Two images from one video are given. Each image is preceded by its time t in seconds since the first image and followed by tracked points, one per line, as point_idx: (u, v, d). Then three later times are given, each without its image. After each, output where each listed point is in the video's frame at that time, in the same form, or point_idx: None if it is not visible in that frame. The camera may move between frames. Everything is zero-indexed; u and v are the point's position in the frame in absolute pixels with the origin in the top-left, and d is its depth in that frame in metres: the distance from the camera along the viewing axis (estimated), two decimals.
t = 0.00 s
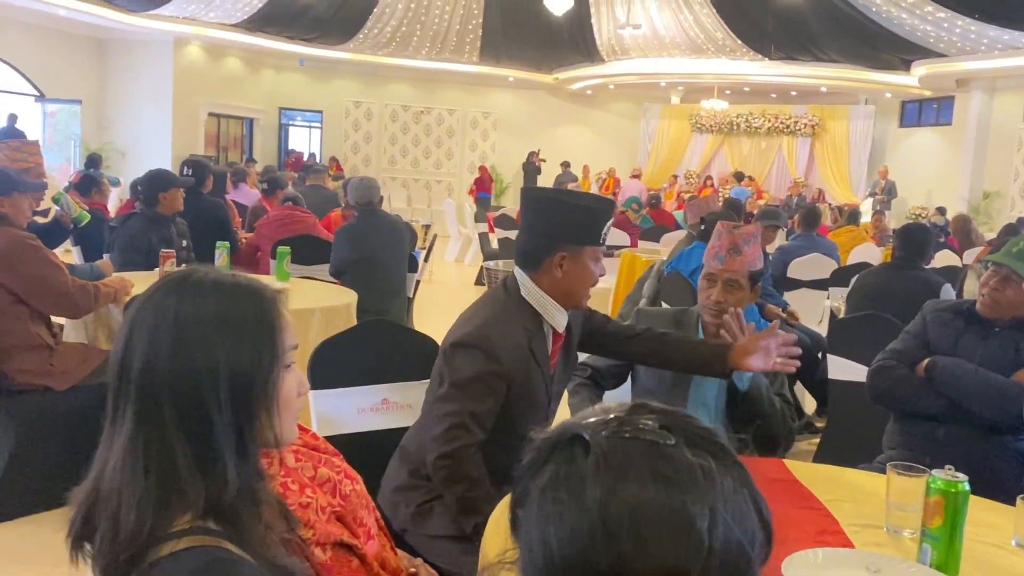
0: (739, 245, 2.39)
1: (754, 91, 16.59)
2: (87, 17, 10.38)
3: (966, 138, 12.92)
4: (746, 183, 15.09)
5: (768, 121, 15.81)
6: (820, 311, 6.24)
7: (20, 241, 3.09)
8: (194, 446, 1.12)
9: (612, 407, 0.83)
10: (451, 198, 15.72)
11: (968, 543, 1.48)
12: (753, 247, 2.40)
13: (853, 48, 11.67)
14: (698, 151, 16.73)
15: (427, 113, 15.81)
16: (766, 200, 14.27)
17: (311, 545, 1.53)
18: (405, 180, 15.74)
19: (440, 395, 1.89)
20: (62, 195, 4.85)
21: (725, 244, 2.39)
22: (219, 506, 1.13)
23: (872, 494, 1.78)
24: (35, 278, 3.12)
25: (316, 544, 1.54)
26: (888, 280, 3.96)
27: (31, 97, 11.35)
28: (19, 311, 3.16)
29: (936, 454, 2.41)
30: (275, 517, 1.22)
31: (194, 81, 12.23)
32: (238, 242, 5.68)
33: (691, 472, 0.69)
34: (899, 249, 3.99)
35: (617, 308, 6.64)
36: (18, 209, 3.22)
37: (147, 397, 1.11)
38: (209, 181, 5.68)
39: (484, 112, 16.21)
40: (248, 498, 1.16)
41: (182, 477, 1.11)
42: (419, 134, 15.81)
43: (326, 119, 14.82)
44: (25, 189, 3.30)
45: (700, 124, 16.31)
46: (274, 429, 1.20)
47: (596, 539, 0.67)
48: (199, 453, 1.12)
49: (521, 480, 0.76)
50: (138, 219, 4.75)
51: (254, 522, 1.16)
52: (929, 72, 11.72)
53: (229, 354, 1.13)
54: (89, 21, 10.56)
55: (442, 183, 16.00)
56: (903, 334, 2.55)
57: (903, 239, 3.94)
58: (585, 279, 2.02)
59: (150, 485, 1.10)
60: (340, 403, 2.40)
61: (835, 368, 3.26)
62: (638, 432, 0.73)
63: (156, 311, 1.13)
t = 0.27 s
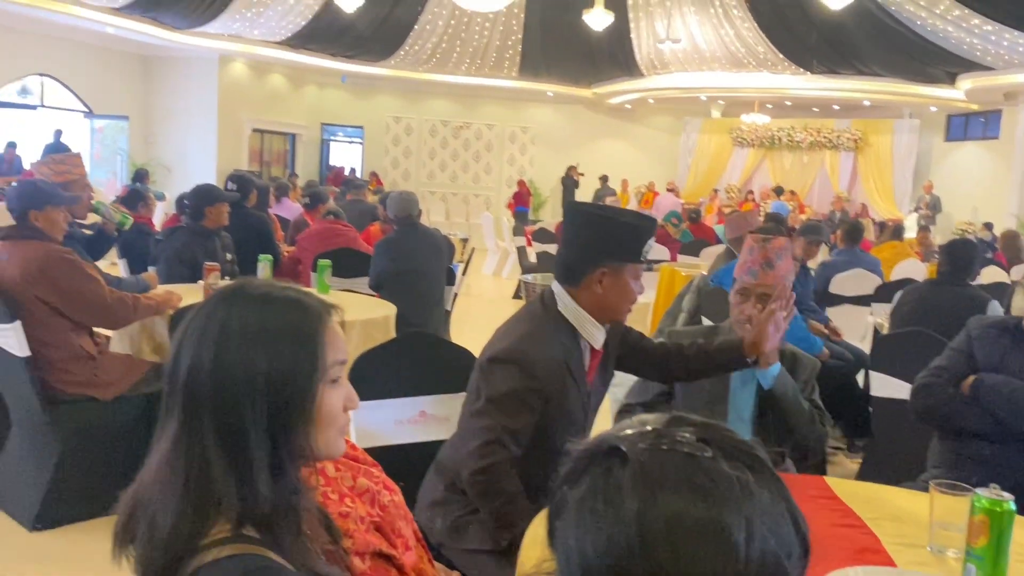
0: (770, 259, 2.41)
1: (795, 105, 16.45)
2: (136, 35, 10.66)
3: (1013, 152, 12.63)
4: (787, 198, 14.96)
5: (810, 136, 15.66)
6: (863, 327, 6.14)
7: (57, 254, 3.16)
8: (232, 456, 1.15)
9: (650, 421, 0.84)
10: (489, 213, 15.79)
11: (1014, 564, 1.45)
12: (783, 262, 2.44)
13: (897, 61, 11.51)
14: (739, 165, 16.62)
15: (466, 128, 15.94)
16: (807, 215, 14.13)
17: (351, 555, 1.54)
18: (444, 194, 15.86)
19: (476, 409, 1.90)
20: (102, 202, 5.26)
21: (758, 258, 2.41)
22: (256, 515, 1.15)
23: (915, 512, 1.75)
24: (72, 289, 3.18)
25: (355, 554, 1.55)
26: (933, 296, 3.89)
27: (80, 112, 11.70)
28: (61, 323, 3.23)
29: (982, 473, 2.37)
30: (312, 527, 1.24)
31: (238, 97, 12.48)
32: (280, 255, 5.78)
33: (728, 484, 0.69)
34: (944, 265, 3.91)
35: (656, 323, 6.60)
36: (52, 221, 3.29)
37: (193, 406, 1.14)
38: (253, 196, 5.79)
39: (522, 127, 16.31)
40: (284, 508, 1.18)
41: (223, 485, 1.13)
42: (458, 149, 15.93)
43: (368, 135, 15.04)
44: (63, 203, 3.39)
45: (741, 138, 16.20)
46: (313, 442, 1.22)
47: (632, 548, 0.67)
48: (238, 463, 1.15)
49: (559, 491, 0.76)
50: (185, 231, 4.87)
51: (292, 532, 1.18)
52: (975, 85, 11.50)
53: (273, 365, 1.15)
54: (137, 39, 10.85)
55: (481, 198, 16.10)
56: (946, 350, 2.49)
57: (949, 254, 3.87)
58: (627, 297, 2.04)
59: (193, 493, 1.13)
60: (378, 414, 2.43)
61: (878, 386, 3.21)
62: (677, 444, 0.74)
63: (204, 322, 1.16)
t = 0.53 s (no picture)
0: (785, 264, 2.38)
1: (818, 110, 16.32)
2: (159, 42, 10.77)
3: None
4: (809, 205, 14.86)
5: (833, 142, 15.51)
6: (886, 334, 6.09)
7: (69, 264, 3.17)
8: (255, 459, 1.15)
9: (675, 424, 0.84)
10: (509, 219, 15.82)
11: None
12: (799, 266, 2.39)
13: (922, 66, 11.38)
14: (760, 172, 16.52)
15: (486, 134, 15.97)
16: (829, 222, 14.02)
17: (372, 557, 1.54)
18: (465, 201, 15.90)
19: (500, 414, 1.90)
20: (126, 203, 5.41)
21: (772, 264, 2.37)
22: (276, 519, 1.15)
23: (938, 520, 1.74)
24: (81, 298, 3.18)
25: (376, 556, 1.55)
26: (958, 303, 3.85)
27: (104, 119, 11.87)
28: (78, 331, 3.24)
29: (1007, 482, 2.36)
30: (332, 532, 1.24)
31: (261, 104, 12.58)
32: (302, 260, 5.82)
33: (751, 487, 0.69)
34: (969, 272, 3.87)
35: (677, 329, 6.58)
36: (65, 227, 3.35)
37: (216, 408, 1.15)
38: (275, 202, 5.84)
39: (543, 133, 16.33)
40: (305, 513, 1.18)
41: (245, 489, 1.14)
42: (479, 155, 15.97)
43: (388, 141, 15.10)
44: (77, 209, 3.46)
45: (763, 144, 16.09)
46: (336, 446, 1.23)
47: (654, 550, 0.67)
48: (260, 466, 1.15)
49: (582, 494, 0.76)
50: (208, 238, 4.91)
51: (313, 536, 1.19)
52: (1001, 91, 11.33)
53: (295, 367, 1.16)
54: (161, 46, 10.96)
55: (501, 204, 16.14)
56: (972, 357, 2.44)
57: (974, 260, 3.83)
58: (656, 309, 2.01)
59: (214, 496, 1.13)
60: (399, 420, 2.44)
61: (902, 394, 3.17)
62: (699, 447, 0.74)
63: (231, 326, 1.17)
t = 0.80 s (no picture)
0: (794, 266, 2.37)
1: (829, 112, 16.25)
2: (169, 44, 10.80)
3: None
4: (820, 207, 14.80)
5: (846, 144, 15.18)
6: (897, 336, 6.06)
7: (74, 270, 3.17)
8: (266, 458, 1.16)
9: (689, 422, 0.83)
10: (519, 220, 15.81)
11: None
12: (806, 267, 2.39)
13: (934, 67, 11.30)
14: (771, 173, 16.46)
15: (496, 136, 15.98)
16: (840, 224, 13.96)
17: (381, 555, 1.54)
18: (474, 202, 15.91)
19: (516, 413, 1.90)
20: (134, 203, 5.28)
21: (781, 267, 2.36)
22: (287, 517, 1.16)
23: (950, 522, 1.73)
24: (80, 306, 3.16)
25: (385, 554, 1.55)
26: (970, 305, 3.82)
27: (114, 121, 11.91)
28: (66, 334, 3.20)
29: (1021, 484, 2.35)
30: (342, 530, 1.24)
31: (271, 106, 12.62)
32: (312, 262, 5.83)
33: (764, 483, 0.69)
34: (981, 274, 3.84)
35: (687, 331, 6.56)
36: (67, 228, 3.38)
37: (227, 405, 1.15)
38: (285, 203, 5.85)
39: (552, 134, 16.33)
40: (316, 511, 1.18)
41: (256, 486, 1.14)
42: (488, 157, 15.98)
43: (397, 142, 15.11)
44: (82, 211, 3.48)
45: (773, 146, 16.05)
46: (347, 444, 1.23)
47: (668, 546, 0.67)
48: (271, 464, 1.16)
49: (594, 490, 0.76)
50: (218, 239, 4.91)
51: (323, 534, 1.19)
52: (1014, 93, 11.25)
53: (306, 365, 1.17)
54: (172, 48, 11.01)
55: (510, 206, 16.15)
56: (983, 358, 2.43)
57: (986, 262, 3.81)
58: (676, 321, 1.99)
59: (224, 494, 1.14)
60: (409, 420, 2.44)
61: (913, 396, 3.15)
62: (713, 444, 0.73)
63: (243, 324, 1.18)
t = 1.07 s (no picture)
0: (782, 258, 2.40)
1: (822, 107, 16.27)
2: (162, 38, 10.74)
3: None
4: (812, 202, 14.84)
5: (836, 139, 15.45)
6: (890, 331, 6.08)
7: (66, 265, 3.15)
8: (263, 452, 1.16)
9: (687, 414, 0.84)
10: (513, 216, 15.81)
11: None
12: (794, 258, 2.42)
13: (927, 62, 11.31)
14: (764, 169, 16.47)
15: (490, 131, 15.96)
16: (832, 219, 14.00)
17: (376, 548, 1.55)
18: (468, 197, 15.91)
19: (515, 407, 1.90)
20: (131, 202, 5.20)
21: (768, 260, 2.40)
22: (283, 512, 1.16)
23: (943, 514, 1.74)
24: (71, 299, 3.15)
25: (381, 548, 1.56)
26: (962, 299, 3.84)
27: (108, 116, 11.84)
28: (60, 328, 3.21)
29: (1013, 477, 2.36)
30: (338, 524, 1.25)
31: (264, 101, 12.57)
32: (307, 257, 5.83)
33: (761, 474, 0.70)
34: (973, 268, 3.87)
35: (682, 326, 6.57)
36: (61, 224, 3.37)
37: (224, 399, 1.16)
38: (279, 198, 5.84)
39: (546, 130, 16.33)
40: (312, 505, 1.19)
41: (252, 480, 1.15)
42: (482, 152, 15.97)
43: (391, 137, 15.08)
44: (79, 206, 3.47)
45: (766, 142, 16.06)
46: (344, 439, 1.23)
47: (666, 536, 0.68)
48: (268, 458, 1.16)
49: (591, 481, 0.77)
50: (211, 233, 4.92)
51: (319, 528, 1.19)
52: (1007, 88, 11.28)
53: (304, 359, 1.17)
54: (164, 42, 10.95)
55: (504, 201, 16.14)
56: (976, 351, 2.45)
57: (978, 256, 3.83)
58: (677, 317, 2.00)
59: (220, 489, 1.14)
60: (405, 413, 2.44)
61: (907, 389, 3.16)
62: (712, 433, 0.74)
63: (240, 319, 1.18)
